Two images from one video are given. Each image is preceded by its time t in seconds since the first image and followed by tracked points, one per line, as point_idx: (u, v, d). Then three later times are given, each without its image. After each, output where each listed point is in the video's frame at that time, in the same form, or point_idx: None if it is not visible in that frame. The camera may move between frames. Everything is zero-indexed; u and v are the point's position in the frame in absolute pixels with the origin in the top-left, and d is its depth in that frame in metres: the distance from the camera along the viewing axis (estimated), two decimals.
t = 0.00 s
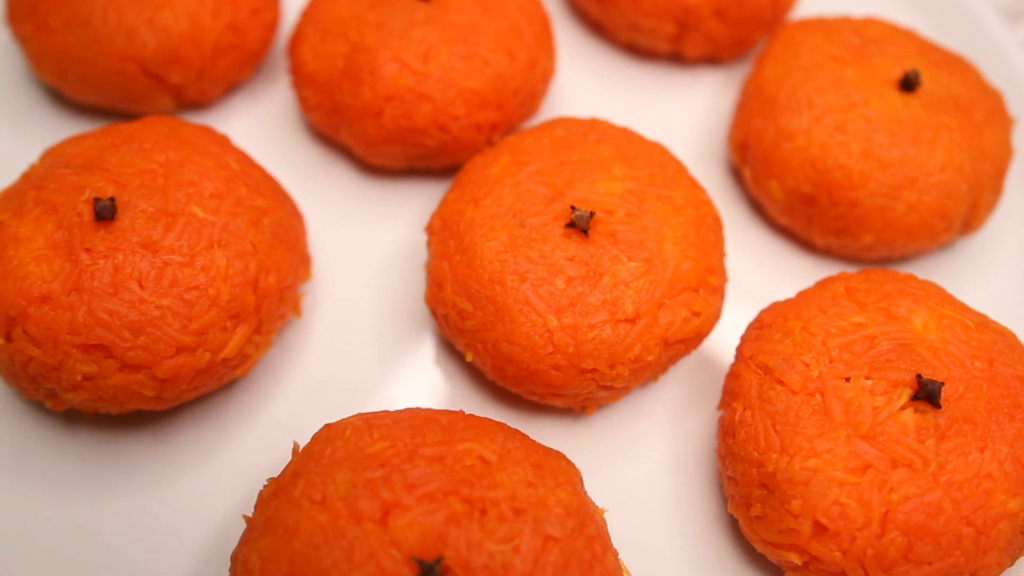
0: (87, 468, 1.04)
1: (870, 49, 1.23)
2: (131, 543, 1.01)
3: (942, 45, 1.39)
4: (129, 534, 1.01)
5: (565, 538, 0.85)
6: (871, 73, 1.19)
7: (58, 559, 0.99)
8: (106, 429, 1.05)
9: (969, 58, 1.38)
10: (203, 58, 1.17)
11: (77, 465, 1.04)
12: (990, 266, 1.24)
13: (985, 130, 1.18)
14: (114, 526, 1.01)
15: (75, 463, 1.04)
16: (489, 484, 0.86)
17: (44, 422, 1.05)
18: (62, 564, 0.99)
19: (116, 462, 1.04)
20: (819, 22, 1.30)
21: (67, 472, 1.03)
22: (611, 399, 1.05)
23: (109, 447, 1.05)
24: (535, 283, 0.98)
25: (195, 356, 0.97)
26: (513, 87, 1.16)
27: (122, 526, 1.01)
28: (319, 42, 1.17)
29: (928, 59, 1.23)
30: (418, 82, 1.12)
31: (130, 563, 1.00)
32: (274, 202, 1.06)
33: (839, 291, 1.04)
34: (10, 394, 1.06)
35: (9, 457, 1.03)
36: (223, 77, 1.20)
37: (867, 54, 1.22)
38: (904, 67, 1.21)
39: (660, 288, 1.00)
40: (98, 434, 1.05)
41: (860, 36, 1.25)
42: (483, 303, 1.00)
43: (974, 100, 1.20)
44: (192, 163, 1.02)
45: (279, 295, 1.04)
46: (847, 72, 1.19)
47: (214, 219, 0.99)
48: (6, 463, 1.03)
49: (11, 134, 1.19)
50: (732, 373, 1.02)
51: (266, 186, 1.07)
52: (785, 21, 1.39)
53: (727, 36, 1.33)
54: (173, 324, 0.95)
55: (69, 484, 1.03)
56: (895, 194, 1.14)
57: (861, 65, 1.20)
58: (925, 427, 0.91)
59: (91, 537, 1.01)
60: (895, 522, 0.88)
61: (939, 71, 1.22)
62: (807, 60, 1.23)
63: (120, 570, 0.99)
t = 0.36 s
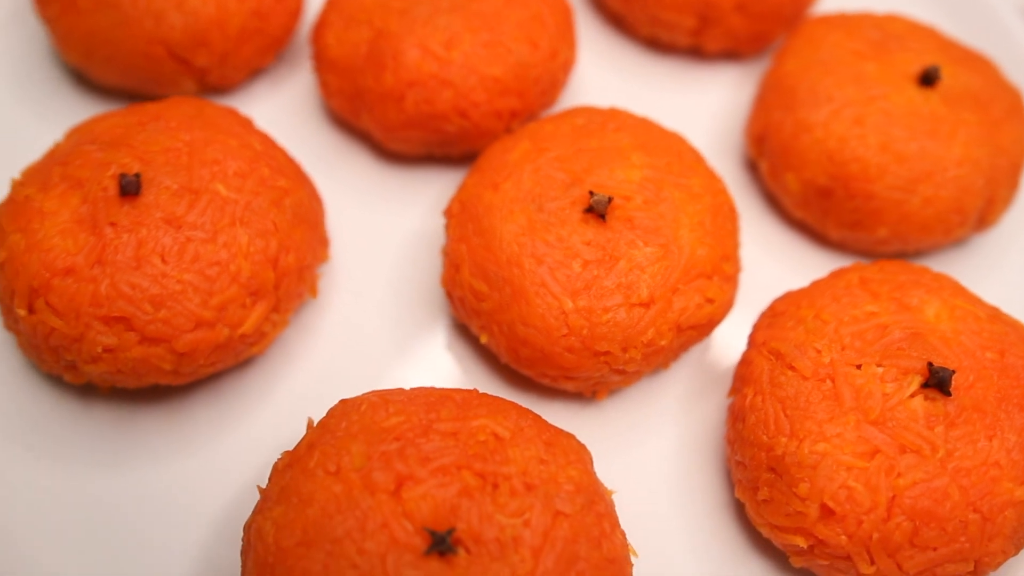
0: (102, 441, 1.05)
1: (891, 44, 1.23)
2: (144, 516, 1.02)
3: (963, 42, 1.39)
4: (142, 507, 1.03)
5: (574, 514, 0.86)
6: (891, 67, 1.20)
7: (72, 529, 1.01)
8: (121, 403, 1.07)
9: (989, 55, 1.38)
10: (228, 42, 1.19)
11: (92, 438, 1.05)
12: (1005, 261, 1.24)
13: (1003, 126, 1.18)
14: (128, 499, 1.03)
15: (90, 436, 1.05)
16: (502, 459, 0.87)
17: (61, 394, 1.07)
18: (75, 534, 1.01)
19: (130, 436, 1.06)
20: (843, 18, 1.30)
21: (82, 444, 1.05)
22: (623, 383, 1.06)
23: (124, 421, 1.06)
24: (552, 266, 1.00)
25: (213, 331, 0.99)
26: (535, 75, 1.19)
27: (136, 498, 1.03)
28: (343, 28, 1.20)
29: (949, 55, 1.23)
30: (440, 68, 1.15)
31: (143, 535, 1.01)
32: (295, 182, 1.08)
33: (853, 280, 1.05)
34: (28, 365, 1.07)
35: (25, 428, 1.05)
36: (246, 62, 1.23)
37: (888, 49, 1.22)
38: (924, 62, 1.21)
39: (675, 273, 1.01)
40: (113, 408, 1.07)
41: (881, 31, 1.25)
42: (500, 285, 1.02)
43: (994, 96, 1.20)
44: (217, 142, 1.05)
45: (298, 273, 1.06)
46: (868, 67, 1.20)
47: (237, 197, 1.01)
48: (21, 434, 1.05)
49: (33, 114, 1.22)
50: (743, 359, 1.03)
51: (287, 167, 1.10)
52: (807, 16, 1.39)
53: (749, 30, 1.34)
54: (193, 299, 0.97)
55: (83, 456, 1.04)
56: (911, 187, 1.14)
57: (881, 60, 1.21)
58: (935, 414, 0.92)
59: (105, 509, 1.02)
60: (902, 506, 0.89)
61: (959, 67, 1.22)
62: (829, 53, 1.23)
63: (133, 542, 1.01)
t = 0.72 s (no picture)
0: (110, 414, 1.08)
1: (907, 44, 1.22)
2: (149, 489, 1.05)
3: (981, 44, 1.36)
4: (147, 480, 1.05)
5: (570, 497, 0.87)
6: (906, 66, 1.18)
7: (78, 499, 1.04)
8: (129, 379, 1.09)
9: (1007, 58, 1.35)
10: (247, 28, 1.21)
11: (101, 411, 1.08)
12: (1014, 264, 1.22)
13: (1018, 127, 1.16)
14: (133, 472, 1.05)
15: (99, 409, 1.08)
16: (501, 440, 0.89)
17: (72, 367, 1.09)
18: (81, 504, 1.04)
19: (137, 411, 1.08)
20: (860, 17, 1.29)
21: (91, 417, 1.07)
22: (624, 372, 1.07)
23: (133, 395, 1.09)
24: (559, 254, 1.01)
25: (222, 310, 1.01)
26: (550, 67, 1.19)
27: (141, 471, 1.05)
28: (361, 16, 1.21)
29: (964, 55, 1.22)
30: (455, 57, 1.15)
31: (147, 508, 1.04)
32: (308, 166, 1.10)
33: (857, 276, 1.05)
34: (42, 339, 1.10)
35: (36, 399, 1.08)
36: (264, 48, 1.25)
37: (904, 48, 1.21)
38: (939, 62, 1.20)
39: (680, 265, 1.01)
40: (123, 383, 1.09)
41: (897, 31, 1.24)
42: (506, 271, 1.03)
43: (1008, 97, 1.19)
44: (232, 125, 1.07)
45: (308, 256, 1.08)
46: (882, 65, 1.19)
47: (251, 178, 1.03)
48: (32, 404, 1.07)
49: (52, 95, 1.25)
50: (745, 352, 1.04)
51: (301, 151, 1.11)
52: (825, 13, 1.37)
53: (764, 27, 1.34)
54: (204, 277, 0.99)
55: (91, 428, 1.07)
56: (920, 186, 1.13)
57: (896, 59, 1.20)
58: (933, 409, 0.92)
59: (110, 480, 1.05)
60: (896, 499, 0.90)
61: (974, 67, 1.20)
62: (844, 52, 1.22)
63: (136, 513, 1.03)
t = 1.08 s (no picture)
0: (111, 391, 1.10)
1: (915, 48, 1.19)
2: (144, 464, 1.07)
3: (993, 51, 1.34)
4: (143, 456, 1.08)
5: (553, 487, 0.88)
6: (913, 71, 1.16)
7: (76, 473, 1.07)
8: (131, 360, 1.12)
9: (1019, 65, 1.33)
10: (260, 17, 1.23)
11: (102, 387, 1.11)
12: (1019, 269, 1.21)
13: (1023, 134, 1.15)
14: (130, 447, 1.08)
15: (100, 386, 1.11)
16: (487, 429, 0.90)
17: (75, 344, 1.12)
18: (78, 477, 1.06)
19: (138, 391, 1.11)
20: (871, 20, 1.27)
21: (92, 393, 1.10)
22: (617, 366, 1.07)
23: (134, 373, 1.11)
24: (555, 247, 1.01)
25: (222, 293, 1.03)
26: (557, 63, 1.19)
27: (137, 448, 1.08)
28: (372, 7, 1.22)
29: (973, 61, 1.20)
30: (462, 52, 1.16)
31: (142, 482, 1.06)
32: (313, 154, 1.12)
33: (852, 278, 1.05)
34: (48, 316, 1.13)
35: (40, 373, 1.11)
36: (276, 38, 1.27)
37: (912, 52, 1.19)
38: (947, 66, 1.17)
39: (675, 262, 1.01)
40: (124, 361, 1.12)
41: (907, 35, 1.22)
42: (501, 263, 1.03)
43: (1015, 105, 1.17)
44: (239, 112, 1.09)
45: (309, 243, 1.09)
46: (889, 69, 1.16)
47: (256, 165, 1.06)
48: (36, 379, 1.10)
49: (66, 79, 1.28)
50: (737, 350, 1.04)
51: (307, 140, 1.13)
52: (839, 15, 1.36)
53: (774, 29, 1.31)
54: (205, 260, 1.02)
55: (92, 404, 1.10)
56: (922, 191, 1.11)
57: (904, 63, 1.17)
58: (921, 413, 0.92)
59: (107, 455, 1.07)
60: (879, 501, 0.90)
61: (983, 74, 1.18)
62: (852, 54, 1.20)
63: (132, 489, 1.06)
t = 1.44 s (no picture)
0: (107, 376, 1.13)
1: (914, 58, 1.18)
2: (137, 450, 1.09)
3: (996, 65, 1.34)
4: (137, 442, 1.10)
5: (528, 482, 0.89)
6: (912, 81, 1.15)
7: (73, 457, 1.09)
8: (129, 345, 1.14)
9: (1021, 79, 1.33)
10: (268, 12, 1.24)
11: (99, 372, 1.13)
12: (1015, 282, 1.21)
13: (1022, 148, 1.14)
14: (124, 432, 1.10)
15: (97, 371, 1.13)
16: (465, 423, 0.91)
17: (74, 330, 1.14)
18: (76, 465, 1.08)
19: (134, 376, 1.13)
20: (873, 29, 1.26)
21: (89, 377, 1.12)
22: (603, 366, 1.08)
23: (129, 358, 1.14)
24: (543, 246, 1.01)
25: (216, 281, 1.05)
26: (556, 64, 1.20)
27: (131, 432, 1.10)
28: (375, 4, 1.23)
29: (974, 73, 1.19)
30: (462, 51, 1.17)
31: (135, 467, 1.09)
32: (311, 147, 1.14)
33: (839, 286, 1.05)
34: (49, 299, 1.15)
35: (39, 358, 1.13)
36: (284, 33, 1.28)
37: (912, 62, 1.18)
38: (947, 77, 1.16)
39: (663, 265, 1.01)
40: (121, 347, 1.14)
41: (908, 45, 1.21)
42: (490, 261, 1.03)
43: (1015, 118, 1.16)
44: (240, 104, 1.11)
45: (303, 235, 1.11)
46: (888, 79, 1.16)
47: (253, 157, 1.07)
48: (35, 364, 1.13)
49: (78, 68, 1.30)
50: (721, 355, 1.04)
51: (306, 133, 1.15)
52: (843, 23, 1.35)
53: (776, 37, 1.30)
54: (200, 249, 1.03)
55: (89, 389, 1.12)
56: (916, 202, 1.11)
57: (903, 73, 1.16)
58: (900, 423, 0.92)
59: (102, 440, 1.10)
60: (854, 509, 0.90)
61: (984, 86, 1.17)
62: (851, 63, 1.19)
63: (125, 472, 1.08)
